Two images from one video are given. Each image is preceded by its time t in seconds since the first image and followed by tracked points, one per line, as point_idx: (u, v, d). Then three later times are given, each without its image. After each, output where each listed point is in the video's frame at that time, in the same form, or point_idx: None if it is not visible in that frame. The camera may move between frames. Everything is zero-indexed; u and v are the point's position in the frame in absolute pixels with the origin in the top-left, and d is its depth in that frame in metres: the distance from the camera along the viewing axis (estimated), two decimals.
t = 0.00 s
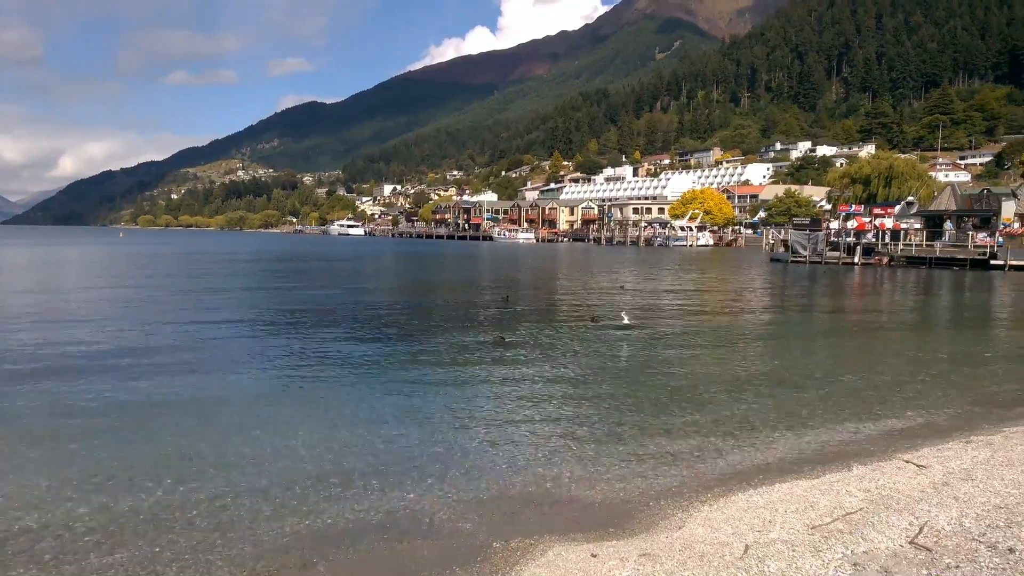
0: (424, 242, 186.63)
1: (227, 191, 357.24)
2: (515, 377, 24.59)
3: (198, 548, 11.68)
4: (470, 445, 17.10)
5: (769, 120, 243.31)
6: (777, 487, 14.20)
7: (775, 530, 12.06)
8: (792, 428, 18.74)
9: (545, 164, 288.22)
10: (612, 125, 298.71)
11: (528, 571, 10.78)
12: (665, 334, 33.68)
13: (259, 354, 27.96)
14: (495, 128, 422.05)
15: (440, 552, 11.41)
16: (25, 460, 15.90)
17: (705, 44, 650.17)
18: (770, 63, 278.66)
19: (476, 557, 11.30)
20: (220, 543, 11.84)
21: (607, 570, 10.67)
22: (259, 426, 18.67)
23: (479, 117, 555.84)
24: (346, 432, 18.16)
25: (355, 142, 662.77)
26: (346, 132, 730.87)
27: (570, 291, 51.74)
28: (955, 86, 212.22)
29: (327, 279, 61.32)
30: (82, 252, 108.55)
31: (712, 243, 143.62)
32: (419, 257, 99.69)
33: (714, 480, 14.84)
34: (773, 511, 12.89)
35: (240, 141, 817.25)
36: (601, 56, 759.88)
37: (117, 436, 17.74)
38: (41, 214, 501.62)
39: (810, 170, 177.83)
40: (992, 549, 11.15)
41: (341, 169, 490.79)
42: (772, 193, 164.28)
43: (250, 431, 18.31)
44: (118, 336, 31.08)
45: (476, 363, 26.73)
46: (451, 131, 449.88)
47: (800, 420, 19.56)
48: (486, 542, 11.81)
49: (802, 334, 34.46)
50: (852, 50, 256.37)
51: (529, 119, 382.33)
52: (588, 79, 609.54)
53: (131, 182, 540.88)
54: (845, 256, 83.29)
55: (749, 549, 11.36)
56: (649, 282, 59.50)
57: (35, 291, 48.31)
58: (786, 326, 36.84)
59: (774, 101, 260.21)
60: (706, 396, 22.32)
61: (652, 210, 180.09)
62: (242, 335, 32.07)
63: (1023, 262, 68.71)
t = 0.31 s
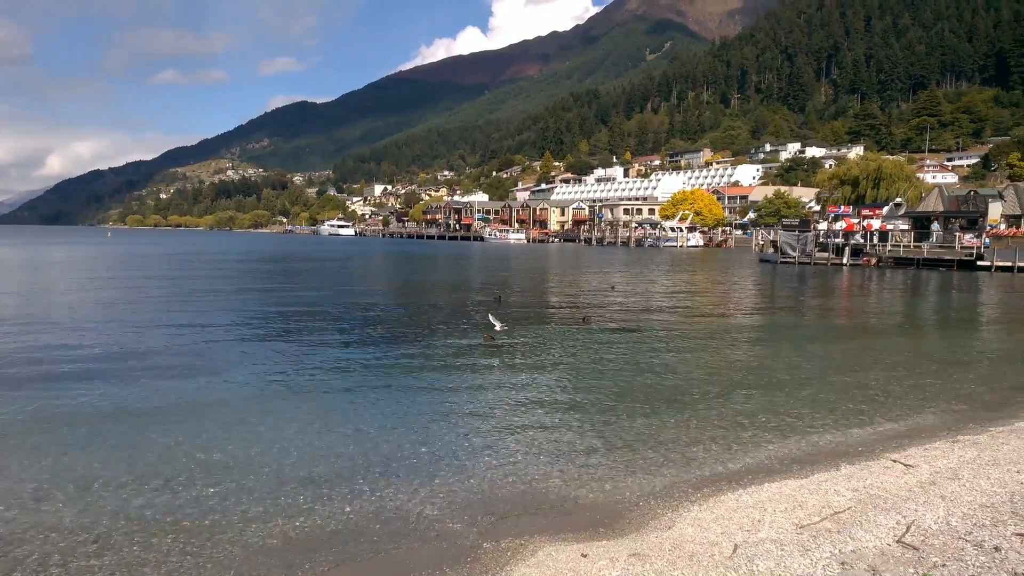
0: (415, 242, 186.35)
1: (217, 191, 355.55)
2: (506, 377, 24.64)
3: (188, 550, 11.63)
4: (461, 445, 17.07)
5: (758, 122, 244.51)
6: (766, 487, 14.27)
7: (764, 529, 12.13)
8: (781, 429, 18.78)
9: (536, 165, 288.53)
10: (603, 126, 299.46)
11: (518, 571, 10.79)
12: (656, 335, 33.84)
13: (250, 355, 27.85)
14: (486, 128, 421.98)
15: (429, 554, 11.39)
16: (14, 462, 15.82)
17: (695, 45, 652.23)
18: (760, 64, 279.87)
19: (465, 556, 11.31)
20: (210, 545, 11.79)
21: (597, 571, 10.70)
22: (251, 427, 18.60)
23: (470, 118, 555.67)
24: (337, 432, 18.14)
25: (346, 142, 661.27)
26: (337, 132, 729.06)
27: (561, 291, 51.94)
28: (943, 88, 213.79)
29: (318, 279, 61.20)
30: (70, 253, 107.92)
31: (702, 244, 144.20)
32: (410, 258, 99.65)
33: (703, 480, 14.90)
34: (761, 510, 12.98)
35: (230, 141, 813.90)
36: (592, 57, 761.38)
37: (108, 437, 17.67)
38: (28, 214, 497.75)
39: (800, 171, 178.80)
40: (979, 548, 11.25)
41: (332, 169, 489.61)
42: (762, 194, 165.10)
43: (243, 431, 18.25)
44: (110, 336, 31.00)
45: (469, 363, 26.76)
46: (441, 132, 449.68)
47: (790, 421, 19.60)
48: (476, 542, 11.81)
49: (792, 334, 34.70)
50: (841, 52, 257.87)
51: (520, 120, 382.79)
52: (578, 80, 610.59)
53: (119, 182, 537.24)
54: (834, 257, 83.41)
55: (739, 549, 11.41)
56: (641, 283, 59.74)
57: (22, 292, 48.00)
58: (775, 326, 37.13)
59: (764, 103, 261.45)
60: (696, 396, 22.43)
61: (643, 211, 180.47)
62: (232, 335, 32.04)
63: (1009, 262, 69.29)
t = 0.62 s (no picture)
0: (404, 242, 185.66)
1: (205, 191, 353.50)
2: (495, 377, 24.61)
3: (177, 549, 11.63)
4: (451, 446, 17.02)
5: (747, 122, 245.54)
6: (752, 486, 14.37)
7: (753, 528, 12.22)
8: (770, 430, 18.78)
9: (526, 164, 288.38)
10: (592, 126, 299.83)
11: (509, 572, 10.78)
12: (645, 335, 33.87)
13: (239, 356, 27.69)
14: (475, 128, 421.59)
15: (418, 554, 11.39)
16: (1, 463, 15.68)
17: (684, 46, 654.13)
18: (748, 65, 280.97)
19: (455, 556, 11.33)
20: (200, 544, 11.78)
21: (587, 569, 10.77)
22: (241, 426, 18.57)
23: (460, 117, 554.61)
24: (325, 432, 18.07)
25: (335, 141, 658.64)
26: (326, 132, 726.03)
27: (551, 291, 51.92)
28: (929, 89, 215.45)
29: (306, 279, 60.74)
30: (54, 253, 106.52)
31: (691, 244, 144.57)
32: (400, 258, 99.55)
33: (694, 478, 15.00)
34: (751, 509, 13.07)
35: (218, 140, 808.39)
36: (581, 57, 762.01)
37: (94, 438, 17.52)
38: (14, 215, 492.45)
39: (788, 172, 179.65)
40: (965, 545, 11.37)
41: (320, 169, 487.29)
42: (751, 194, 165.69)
43: (230, 431, 18.17)
44: (97, 337, 30.67)
45: (457, 364, 26.72)
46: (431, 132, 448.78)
47: (779, 421, 19.56)
48: (467, 542, 11.83)
49: (779, 334, 34.85)
50: (829, 53, 259.25)
51: (509, 120, 382.53)
52: (568, 80, 610.90)
53: (106, 182, 532.56)
54: (822, 257, 83.98)
55: (729, 548, 11.49)
56: (630, 283, 59.72)
57: (6, 292, 47.38)
58: (764, 326, 37.23)
59: (752, 104, 262.65)
60: (686, 396, 22.47)
61: (632, 211, 180.62)
62: (221, 335, 31.90)
63: (995, 262, 69.99)
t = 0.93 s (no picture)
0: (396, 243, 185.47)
1: (196, 191, 351.84)
2: (487, 377, 24.73)
3: (171, 549, 11.66)
4: (443, 446, 17.06)
5: (738, 123, 246.60)
6: (744, 486, 14.46)
7: (744, 528, 12.32)
8: (759, 429, 18.94)
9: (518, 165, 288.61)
10: (584, 127, 300.35)
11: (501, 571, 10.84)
12: (636, 335, 34.14)
13: (232, 355, 27.69)
14: (467, 129, 421.65)
15: (411, 554, 11.43)
16: None
17: (675, 47, 656.12)
18: (739, 66, 282.07)
19: (447, 557, 11.37)
20: (194, 545, 11.79)
21: (577, 570, 10.84)
22: (233, 427, 18.58)
23: (452, 118, 554.41)
24: (318, 432, 18.09)
25: (327, 141, 657.39)
26: (317, 132, 724.40)
27: (543, 291, 52.14)
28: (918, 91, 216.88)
29: (298, 279, 60.68)
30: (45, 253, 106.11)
31: (683, 244, 145.06)
32: (392, 258, 99.56)
33: (684, 479, 15.09)
34: (742, 509, 13.18)
35: (209, 139, 805.19)
36: (573, 58, 763.26)
37: (86, 439, 17.48)
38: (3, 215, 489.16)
39: (779, 173, 180.53)
40: (954, 546, 11.48)
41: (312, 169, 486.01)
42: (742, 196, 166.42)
43: (223, 431, 18.19)
44: (88, 337, 30.60)
45: (450, 364, 26.78)
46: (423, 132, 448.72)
47: (769, 421, 19.74)
48: (459, 543, 11.88)
49: (768, 334, 35.12)
50: (820, 55, 260.59)
51: (501, 120, 382.66)
52: (560, 82, 611.69)
53: (96, 182, 529.63)
54: (812, 258, 84.51)
55: (720, 548, 11.58)
56: (621, 283, 60.04)
57: None
58: (754, 326, 37.48)
59: (743, 105, 263.64)
60: (678, 396, 22.63)
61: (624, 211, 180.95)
62: (209, 335, 31.84)
63: (984, 263, 70.63)
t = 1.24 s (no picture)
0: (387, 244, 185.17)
1: (185, 192, 349.86)
2: (479, 378, 24.77)
3: (160, 552, 11.62)
4: (435, 448, 17.04)
5: (727, 124, 247.48)
6: (732, 486, 14.53)
7: (733, 528, 12.37)
8: (749, 429, 19.01)
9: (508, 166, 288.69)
10: (575, 128, 300.83)
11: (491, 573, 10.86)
12: (627, 335, 34.34)
13: (223, 357, 27.64)
14: (458, 129, 421.30)
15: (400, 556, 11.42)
16: None
17: (665, 49, 658.08)
18: (728, 67, 283.09)
19: (438, 558, 11.36)
20: (185, 547, 11.75)
21: (567, 570, 10.84)
22: (224, 429, 18.51)
23: (442, 119, 553.98)
24: (310, 434, 18.06)
25: (316, 142, 655.52)
26: (307, 133, 722.26)
27: (535, 292, 52.35)
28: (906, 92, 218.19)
29: (289, 280, 60.59)
30: (32, 255, 105.42)
31: (673, 245, 145.49)
32: (382, 259, 99.37)
33: (674, 479, 15.14)
34: (731, 509, 13.24)
35: (198, 140, 801.30)
36: (563, 59, 764.60)
37: (75, 441, 17.37)
38: None
39: (768, 173, 181.36)
40: (942, 543, 11.58)
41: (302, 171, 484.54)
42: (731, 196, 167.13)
43: (214, 433, 18.12)
44: (79, 339, 30.51)
45: (441, 365, 26.78)
46: (413, 133, 448.52)
47: (759, 421, 19.83)
48: (450, 545, 11.85)
49: (758, 334, 35.32)
50: (808, 56, 261.92)
51: (491, 121, 382.66)
52: (549, 83, 612.49)
53: (84, 183, 525.87)
54: (801, 258, 84.95)
55: (710, 547, 11.63)
56: (612, 284, 60.31)
57: None
58: (744, 326, 37.73)
59: (732, 106, 264.55)
60: (668, 395, 22.79)
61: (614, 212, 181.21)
62: (195, 337, 31.79)
63: (971, 262, 71.24)
